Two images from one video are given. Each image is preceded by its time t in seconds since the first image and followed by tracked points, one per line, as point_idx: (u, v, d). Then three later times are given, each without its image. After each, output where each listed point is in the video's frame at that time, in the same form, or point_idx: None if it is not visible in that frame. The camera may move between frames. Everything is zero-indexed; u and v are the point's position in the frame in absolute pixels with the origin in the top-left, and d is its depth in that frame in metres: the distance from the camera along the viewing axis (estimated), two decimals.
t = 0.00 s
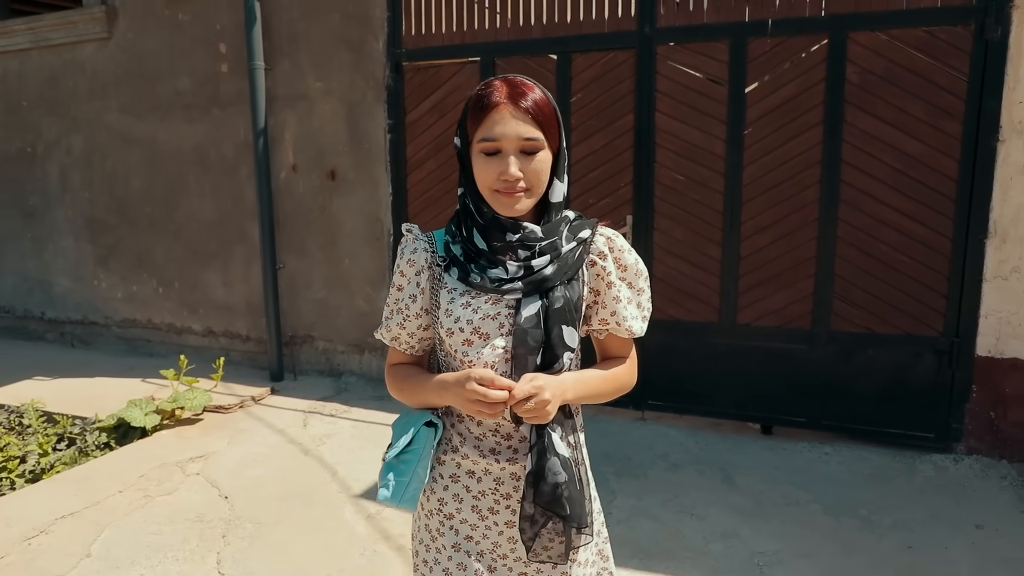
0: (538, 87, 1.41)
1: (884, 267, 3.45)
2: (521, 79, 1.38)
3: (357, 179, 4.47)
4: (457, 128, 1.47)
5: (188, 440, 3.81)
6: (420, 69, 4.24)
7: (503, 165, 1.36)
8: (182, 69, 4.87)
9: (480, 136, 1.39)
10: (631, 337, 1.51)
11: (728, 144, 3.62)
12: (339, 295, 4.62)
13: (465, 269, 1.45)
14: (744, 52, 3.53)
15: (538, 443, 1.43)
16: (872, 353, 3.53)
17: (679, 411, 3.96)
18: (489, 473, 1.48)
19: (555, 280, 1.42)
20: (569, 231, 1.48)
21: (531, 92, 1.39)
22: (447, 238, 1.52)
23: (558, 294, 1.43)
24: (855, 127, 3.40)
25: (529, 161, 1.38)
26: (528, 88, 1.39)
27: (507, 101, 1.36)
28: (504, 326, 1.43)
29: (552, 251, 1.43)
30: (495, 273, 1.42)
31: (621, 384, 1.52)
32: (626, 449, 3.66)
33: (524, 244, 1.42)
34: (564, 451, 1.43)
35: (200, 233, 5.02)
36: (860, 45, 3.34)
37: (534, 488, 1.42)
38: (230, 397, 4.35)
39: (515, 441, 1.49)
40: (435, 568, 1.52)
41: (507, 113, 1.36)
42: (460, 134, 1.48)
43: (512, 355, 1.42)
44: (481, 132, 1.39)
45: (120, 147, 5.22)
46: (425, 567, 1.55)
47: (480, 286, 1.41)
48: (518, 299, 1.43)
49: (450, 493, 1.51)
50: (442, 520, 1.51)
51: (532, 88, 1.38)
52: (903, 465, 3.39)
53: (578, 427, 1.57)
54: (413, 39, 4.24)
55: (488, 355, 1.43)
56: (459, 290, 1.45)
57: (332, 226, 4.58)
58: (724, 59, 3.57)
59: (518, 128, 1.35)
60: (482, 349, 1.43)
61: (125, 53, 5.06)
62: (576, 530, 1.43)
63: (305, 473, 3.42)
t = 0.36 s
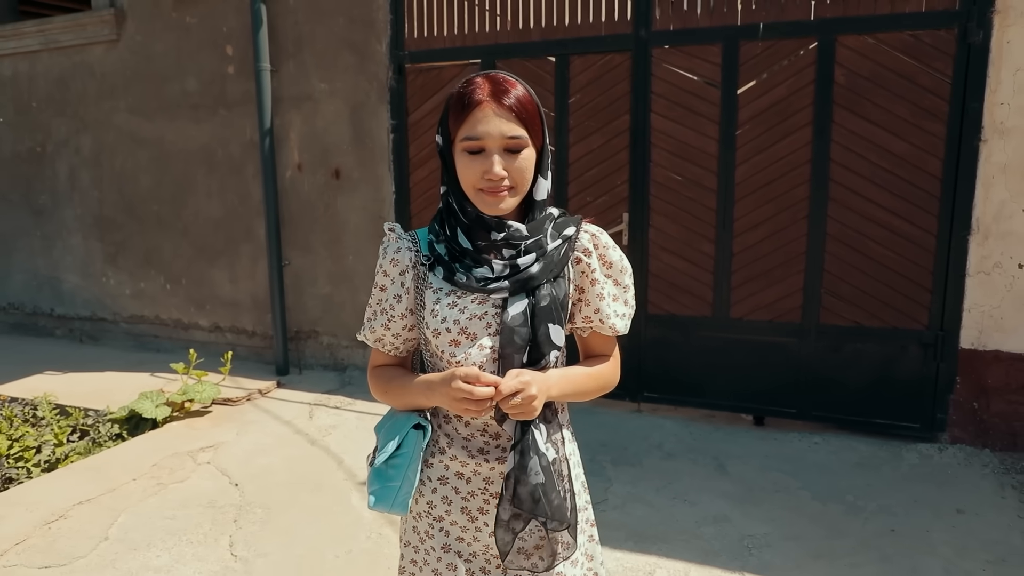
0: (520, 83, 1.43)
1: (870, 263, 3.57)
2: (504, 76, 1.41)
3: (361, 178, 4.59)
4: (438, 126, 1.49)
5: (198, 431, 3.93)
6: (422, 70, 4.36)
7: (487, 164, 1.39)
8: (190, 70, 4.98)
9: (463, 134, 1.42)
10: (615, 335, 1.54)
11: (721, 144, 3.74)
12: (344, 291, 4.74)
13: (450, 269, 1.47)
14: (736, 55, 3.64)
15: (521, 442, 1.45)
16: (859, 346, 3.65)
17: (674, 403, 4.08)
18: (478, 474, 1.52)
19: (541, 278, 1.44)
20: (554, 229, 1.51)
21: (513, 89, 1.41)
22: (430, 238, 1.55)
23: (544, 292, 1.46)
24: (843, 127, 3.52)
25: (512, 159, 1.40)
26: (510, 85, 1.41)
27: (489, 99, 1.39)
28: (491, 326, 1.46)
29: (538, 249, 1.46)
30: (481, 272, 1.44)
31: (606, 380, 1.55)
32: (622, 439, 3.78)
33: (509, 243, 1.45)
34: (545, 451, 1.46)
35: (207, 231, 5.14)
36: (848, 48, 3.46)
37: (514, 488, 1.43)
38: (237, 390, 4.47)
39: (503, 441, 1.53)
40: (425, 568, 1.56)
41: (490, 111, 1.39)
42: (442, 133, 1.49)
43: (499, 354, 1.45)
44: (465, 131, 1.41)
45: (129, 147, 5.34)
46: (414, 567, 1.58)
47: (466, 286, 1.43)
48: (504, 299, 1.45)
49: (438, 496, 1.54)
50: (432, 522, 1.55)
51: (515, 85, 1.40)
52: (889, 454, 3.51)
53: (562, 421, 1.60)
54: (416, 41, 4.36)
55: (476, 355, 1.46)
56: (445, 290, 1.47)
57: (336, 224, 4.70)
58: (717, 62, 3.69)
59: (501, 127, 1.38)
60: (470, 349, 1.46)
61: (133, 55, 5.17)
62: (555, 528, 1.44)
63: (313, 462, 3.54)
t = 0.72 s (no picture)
0: (516, 88, 1.48)
1: (857, 259, 3.69)
2: (501, 83, 1.46)
3: (364, 177, 4.71)
4: (436, 130, 1.54)
5: (207, 422, 4.05)
6: (423, 73, 4.48)
7: (485, 170, 1.45)
8: (197, 73, 5.11)
9: (462, 139, 1.48)
10: (606, 331, 1.64)
11: (713, 144, 3.86)
12: (347, 287, 4.86)
13: (448, 270, 1.54)
14: (728, 58, 3.76)
15: (517, 433, 1.52)
16: (847, 339, 3.77)
17: (669, 396, 4.21)
18: (476, 466, 1.58)
19: (537, 279, 1.53)
20: (548, 230, 1.59)
21: (509, 95, 1.46)
22: (428, 239, 1.61)
23: (540, 292, 1.54)
24: (831, 128, 3.64)
25: (509, 164, 1.47)
26: (507, 92, 1.47)
27: (488, 106, 1.45)
28: (489, 324, 1.54)
29: (533, 251, 1.54)
30: (478, 273, 1.51)
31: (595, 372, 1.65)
32: (618, 430, 3.90)
33: (505, 245, 1.52)
34: (542, 443, 1.53)
35: (214, 229, 5.26)
36: (835, 52, 3.57)
37: (509, 475, 1.51)
38: (244, 384, 4.60)
39: (500, 433, 1.60)
40: (429, 557, 1.63)
41: (488, 119, 1.45)
42: (441, 136, 1.55)
43: (496, 352, 1.53)
44: (463, 136, 1.47)
45: (137, 147, 5.47)
46: (420, 555, 1.65)
47: (464, 286, 1.51)
48: (501, 299, 1.53)
49: (439, 488, 1.60)
50: (434, 513, 1.62)
51: (513, 92, 1.46)
52: (875, 444, 3.63)
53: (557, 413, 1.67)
54: (417, 44, 4.48)
55: (474, 352, 1.54)
56: (443, 290, 1.55)
57: (340, 222, 4.82)
58: (709, 64, 3.81)
59: (499, 133, 1.45)
60: (468, 347, 1.54)
61: (142, 57, 5.30)
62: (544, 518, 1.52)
63: (318, 451, 3.67)
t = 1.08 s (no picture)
0: (539, 94, 1.48)
1: (843, 255, 3.82)
2: (526, 88, 1.46)
3: (366, 176, 4.84)
4: (459, 133, 1.53)
5: (214, 413, 4.19)
6: (423, 74, 4.61)
7: (509, 172, 1.44)
8: (202, 74, 5.24)
9: (486, 142, 1.46)
10: (620, 340, 1.60)
11: (704, 144, 3.98)
12: (350, 283, 5.00)
13: (465, 271, 1.51)
14: (718, 60, 3.89)
15: (529, 438, 1.50)
16: (833, 333, 3.90)
17: (661, 388, 4.34)
18: (488, 473, 1.54)
19: (554, 283, 1.49)
20: (565, 237, 1.56)
21: (533, 100, 1.46)
22: (446, 240, 1.58)
23: (556, 296, 1.51)
24: (818, 129, 3.76)
25: (533, 168, 1.46)
26: (530, 96, 1.46)
27: (514, 110, 1.44)
28: (504, 326, 1.50)
29: (551, 255, 1.51)
30: (495, 275, 1.49)
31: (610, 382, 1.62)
32: (613, 421, 4.02)
33: (523, 248, 1.50)
34: (553, 447, 1.50)
35: (219, 227, 5.39)
36: (822, 54, 3.70)
37: (519, 479, 1.49)
38: (250, 377, 4.73)
39: (511, 438, 1.56)
40: (442, 561, 1.60)
41: (513, 122, 1.43)
42: (463, 139, 1.53)
43: (510, 355, 1.50)
44: (489, 139, 1.45)
45: (144, 147, 5.60)
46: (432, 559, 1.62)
47: (481, 287, 1.48)
48: (517, 301, 1.50)
49: (450, 495, 1.56)
50: (444, 521, 1.57)
51: (538, 97, 1.45)
52: (860, 434, 3.76)
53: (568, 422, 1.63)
54: (418, 47, 4.61)
55: (488, 354, 1.50)
56: (459, 291, 1.51)
57: (343, 220, 4.95)
58: (700, 67, 3.93)
59: (525, 137, 1.44)
60: (481, 349, 1.50)
61: (149, 59, 5.43)
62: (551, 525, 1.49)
63: (322, 441, 3.81)
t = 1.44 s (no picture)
0: (551, 88, 1.49)
1: (828, 251, 3.94)
2: (539, 82, 1.46)
3: (366, 174, 4.96)
4: (472, 127, 1.54)
5: (219, 405, 4.31)
6: (423, 75, 4.73)
7: (520, 165, 1.44)
8: (206, 75, 5.36)
9: (498, 135, 1.47)
10: (631, 334, 1.60)
11: (694, 144, 4.11)
12: (350, 279, 5.12)
13: (472, 265, 1.54)
14: (707, 63, 4.02)
15: (543, 436, 1.51)
16: (819, 326, 4.03)
17: (653, 380, 4.47)
18: (494, 462, 1.57)
19: (560, 278, 1.51)
20: (575, 231, 1.57)
21: (545, 94, 1.47)
22: (455, 233, 1.61)
23: (563, 291, 1.52)
24: (804, 129, 3.89)
25: (546, 163, 1.46)
26: (542, 91, 1.47)
27: (526, 104, 1.44)
28: (510, 320, 1.52)
29: (559, 251, 1.52)
30: (503, 271, 1.50)
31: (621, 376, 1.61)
32: (606, 413, 4.14)
33: (532, 243, 1.50)
34: (565, 441, 1.52)
35: (223, 224, 5.52)
36: (807, 57, 3.83)
37: (543, 479, 1.49)
38: (253, 370, 4.86)
39: (518, 430, 1.58)
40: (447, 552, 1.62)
41: (525, 116, 1.44)
42: (476, 133, 1.55)
43: (517, 348, 1.52)
44: (500, 132, 1.46)
45: (149, 146, 5.72)
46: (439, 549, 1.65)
47: (488, 282, 1.50)
48: (524, 296, 1.52)
49: (459, 482, 1.60)
50: (452, 508, 1.61)
51: (551, 91, 1.46)
52: (845, 424, 3.89)
53: (577, 418, 1.65)
54: (417, 49, 4.73)
55: (494, 347, 1.53)
56: (467, 285, 1.55)
57: (344, 218, 5.08)
58: (690, 69, 4.06)
59: (537, 131, 1.44)
60: (488, 342, 1.53)
61: (154, 60, 5.55)
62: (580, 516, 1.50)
63: (323, 430, 3.94)
